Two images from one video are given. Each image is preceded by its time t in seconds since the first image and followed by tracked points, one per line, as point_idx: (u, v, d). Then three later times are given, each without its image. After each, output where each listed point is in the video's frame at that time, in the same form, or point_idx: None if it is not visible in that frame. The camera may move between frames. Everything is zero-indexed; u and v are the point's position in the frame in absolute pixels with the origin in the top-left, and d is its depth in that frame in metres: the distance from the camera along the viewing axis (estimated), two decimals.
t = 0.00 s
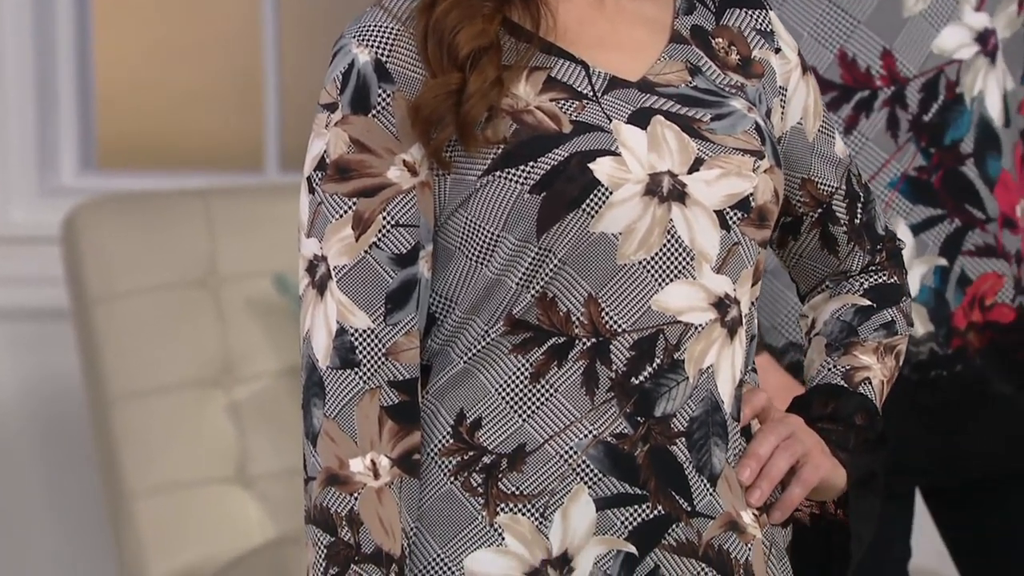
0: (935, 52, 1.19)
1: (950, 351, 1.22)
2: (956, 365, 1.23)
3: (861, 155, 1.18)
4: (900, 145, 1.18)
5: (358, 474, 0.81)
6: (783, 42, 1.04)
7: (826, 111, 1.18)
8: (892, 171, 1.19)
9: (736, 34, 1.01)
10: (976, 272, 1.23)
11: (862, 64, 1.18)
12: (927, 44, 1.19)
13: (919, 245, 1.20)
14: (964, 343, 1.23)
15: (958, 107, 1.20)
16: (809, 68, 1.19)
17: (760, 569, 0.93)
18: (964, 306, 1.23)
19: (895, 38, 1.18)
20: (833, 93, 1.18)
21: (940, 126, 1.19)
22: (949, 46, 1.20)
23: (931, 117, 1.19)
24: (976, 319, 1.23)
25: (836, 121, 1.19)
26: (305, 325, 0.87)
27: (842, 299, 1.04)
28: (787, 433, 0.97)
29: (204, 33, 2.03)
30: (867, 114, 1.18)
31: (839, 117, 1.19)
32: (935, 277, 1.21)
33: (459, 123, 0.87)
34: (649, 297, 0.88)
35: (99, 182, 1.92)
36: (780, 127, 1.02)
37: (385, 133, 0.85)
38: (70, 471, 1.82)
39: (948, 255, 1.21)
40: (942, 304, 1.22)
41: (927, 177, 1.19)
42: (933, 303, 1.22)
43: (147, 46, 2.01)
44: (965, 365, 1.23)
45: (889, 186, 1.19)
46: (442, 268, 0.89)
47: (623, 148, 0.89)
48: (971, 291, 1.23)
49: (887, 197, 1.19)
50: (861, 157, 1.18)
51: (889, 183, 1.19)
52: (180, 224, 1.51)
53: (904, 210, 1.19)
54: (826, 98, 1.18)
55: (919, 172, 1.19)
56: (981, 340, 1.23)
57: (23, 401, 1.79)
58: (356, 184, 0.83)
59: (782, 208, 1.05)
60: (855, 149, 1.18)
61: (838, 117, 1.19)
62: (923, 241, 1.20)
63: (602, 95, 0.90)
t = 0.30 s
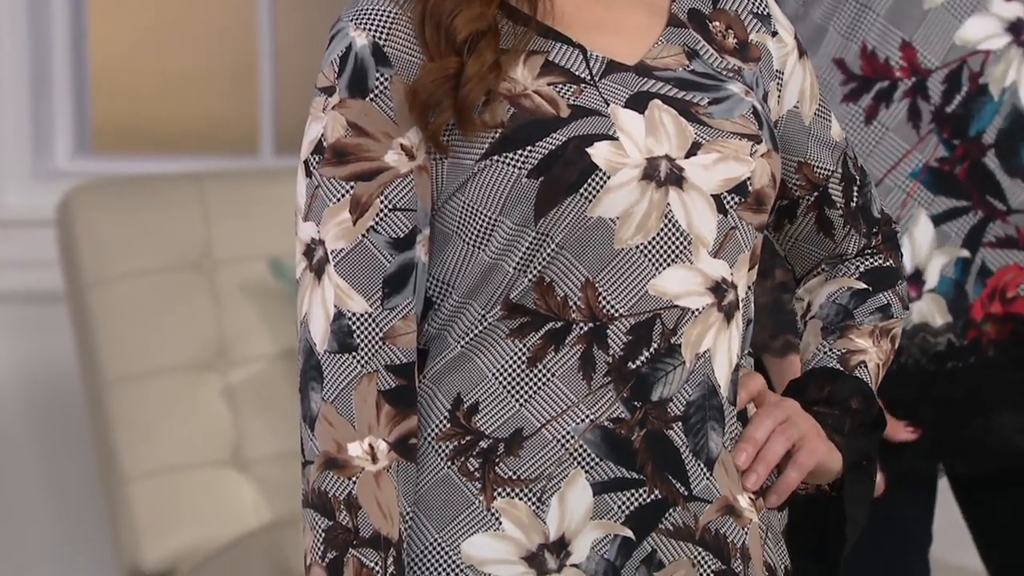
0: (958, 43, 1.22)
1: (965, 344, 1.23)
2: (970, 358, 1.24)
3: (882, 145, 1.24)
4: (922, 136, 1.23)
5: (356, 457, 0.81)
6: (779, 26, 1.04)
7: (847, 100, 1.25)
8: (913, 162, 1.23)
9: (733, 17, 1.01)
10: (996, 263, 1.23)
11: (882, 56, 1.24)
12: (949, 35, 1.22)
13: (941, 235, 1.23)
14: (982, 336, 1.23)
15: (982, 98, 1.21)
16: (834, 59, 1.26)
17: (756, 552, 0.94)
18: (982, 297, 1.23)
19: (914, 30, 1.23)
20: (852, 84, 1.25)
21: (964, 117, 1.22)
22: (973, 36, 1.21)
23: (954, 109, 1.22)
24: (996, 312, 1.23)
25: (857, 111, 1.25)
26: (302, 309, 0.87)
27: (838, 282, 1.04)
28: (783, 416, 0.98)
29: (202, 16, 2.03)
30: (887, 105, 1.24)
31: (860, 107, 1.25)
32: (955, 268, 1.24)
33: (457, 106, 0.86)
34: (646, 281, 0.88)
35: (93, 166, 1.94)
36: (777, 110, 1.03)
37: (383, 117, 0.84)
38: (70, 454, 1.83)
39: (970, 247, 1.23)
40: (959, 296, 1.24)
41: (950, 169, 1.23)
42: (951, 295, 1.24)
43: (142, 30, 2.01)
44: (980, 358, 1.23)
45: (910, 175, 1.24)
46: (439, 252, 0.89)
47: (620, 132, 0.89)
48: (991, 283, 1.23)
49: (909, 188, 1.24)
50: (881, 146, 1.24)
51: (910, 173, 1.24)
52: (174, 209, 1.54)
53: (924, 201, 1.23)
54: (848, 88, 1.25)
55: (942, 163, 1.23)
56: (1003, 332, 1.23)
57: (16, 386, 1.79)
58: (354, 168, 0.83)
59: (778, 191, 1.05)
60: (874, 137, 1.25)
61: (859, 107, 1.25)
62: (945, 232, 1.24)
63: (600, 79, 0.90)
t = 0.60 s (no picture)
0: (986, 25, 1.17)
1: (983, 327, 1.21)
2: (989, 341, 1.21)
3: (906, 129, 1.20)
4: (946, 119, 1.19)
5: (348, 442, 0.81)
6: (779, 11, 1.04)
7: (875, 83, 1.21)
8: (937, 145, 1.19)
9: (732, 3, 1.01)
10: None
11: (909, 38, 1.19)
12: (978, 16, 1.17)
13: (960, 219, 1.20)
14: (1003, 320, 1.20)
15: (1011, 81, 1.17)
16: (862, 40, 1.21)
17: (751, 539, 0.94)
18: (1005, 282, 1.20)
19: (942, 12, 1.18)
20: (880, 65, 1.20)
21: (989, 100, 1.18)
22: (1002, 19, 1.16)
23: (980, 92, 1.18)
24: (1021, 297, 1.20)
25: (885, 93, 1.20)
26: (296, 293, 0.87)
27: (839, 268, 1.04)
28: (779, 403, 0.98)
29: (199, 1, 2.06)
30: (913, 87, 1.19)
31: (887, 89, 1.20)
32: (975, 251, 1.20)
33: (451, 91, 0.86)
34: (640, 267, 0.88)
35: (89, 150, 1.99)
36: (775, 96, 1.02)
37: (377, 103, 0.85)
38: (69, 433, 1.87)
39: (991, 231, 1.20)
40: (980, 279, 1.20)
41: (973, 152, 1.19)
42: (969, 278, 1.21)
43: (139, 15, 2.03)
44: (1000, 341, 1.21)
45: (934, 159, 1.19)
46: (434, 238, 0.89)
47: (615, 118, 0.88)
48: (1017, 268, 1.19)
49: (933, 171, 1.19)
50: (905, 129, 1.20)
51: (934, 156, 1.19)
52: (170, 194, 1.56)
53: (946, 183, 1.19)
54: (875, 70, 1.21)
55: (964, 145, 1.18)
56: None
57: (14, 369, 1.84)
58: (347, 152, 0.83)
59: (777, 176, 1.06)
60: (900, 121, 1.20)
61: (887, 90, 1.20)
62: (965, 215, 1.20)
63: (595, 65, 0.90)
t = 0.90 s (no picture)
0: (991, 13, 1.17)
1: (982, 319, 1.20)
2: (987, 333, 1.20)
3: (910, 117, 1.21)
4: (946, 106, 1.20)
5: (345, 427, 0.81)
6: None
7: (881, 70, 1.23)
8: (937, 133, 1.20)
9: None
10: None
11: (916, 25, 1.21)
12: (983, 5, 1.17)
13: (959, 208, 1.20)
14: (1001, 312, 1.20)
15: (1015, 70, 1.16)
16: (869, 26, 1.24)
17: (747, 525, 0.94)
18: (1004, 274, 1.20)
19: None
20: (887, 53, 1.22)
21: (992, 89, 1.17)
22: (1008, 7, 1.16)
23: (982, 80, 1.18)
24: (1021, 289, 1.19)
25: (890, 81, 1.22)
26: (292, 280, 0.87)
27: (835, 254, 1.04)
28: (775, 388, 0.98)
29: None
30: (920, 75, 1.21)
31: (893, 77, 1.22)
32: (973, 241, 1.21)
33: (448, 78, 0.86)
34: (637, 253, 0.88)
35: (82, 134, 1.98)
36: (771, 83, 1.02)
37: (374, 87, 0.85)
38: (64, 423, 1.89)
39: (991, 221, 1.20)
40: (979, 270, 1.21)
41: (974, 140, 1.19)
42: (967, 269, 1.21)
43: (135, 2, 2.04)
44: (998, 334, 1.20)
45: (935, 147, 1.21)
46: (430, 223, 0.89)
47: (612, 104, 0.88)
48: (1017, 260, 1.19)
49: (933, 159, 1.21)
50: (910, 117, 1.22)
51: (935, 145, 1.21)
52: (167, 176, 1.57)
53: (944, 171, 1.21)
54: (882, 57, 1.23)
55: (964, 134, 1.19)
56: None
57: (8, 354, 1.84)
58: (343, 138, 0.83)
59: (773, 163, 1.06)
60: (904, 109, 1.22)
61: (893, 77, 1.23)
62: (963, 205, 1.20)
63: (592, 50, 0.90)
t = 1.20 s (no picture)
0: None
1: (973, 306, 1.24)
2: (978, 321, 1.24)
3: (915, 102, 1.24)
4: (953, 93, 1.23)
5: (350, 412, 0.81)
6: None
7: (889, 54, 1.25)
8: (943, 119, 1.23)
9: None
10: (1017, 227, 1.22)
11: (928, 12, 1.24)
12: None
13: (954, 194, 1.24)
14: (992, 299, 1.23)
15: (1017, 55, 1.20)
16: (877, 11, 1.26)
17: (746, 509, 0.93)
18: (997, 261, 1.23)
19: None
20: (897, 37, 1.25)
21: (995, 74, 1.21)
22: None
23: (986, 65, 1.22)
24: (1012, 277, 1.23)
25: (897, 66, 1.25)
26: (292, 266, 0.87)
27: (822, 241, 1.05)
28: (771, 373, 0.99)
29: None
30: (926, 61, 1.24)
31: (900, 63, 1.24)
32: (967, 228, 1.24)
33: (450, 64, 0.86)
34: (637, 239, 0.88)
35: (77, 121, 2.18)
36: (763, 69, 1.04)
37: (375, 74, 0.85)
38: (61, 394, 2.08)
39: (986, 208, 1.23)
40: (972, 257, 1.24)
41: (973, 126, 1.23)
42: (960, 256, 1.24)
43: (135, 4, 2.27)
44: (989, 321, 1.24)
45: (939, 134, 1.23)
46: (430, 210, 0.89)
47: (612, 91, 0.89)
48: (1011, 246, 1.23)
49: (937, 146, 1.24)
50: (915, 103, 1.24)
51: (939, 132, 1.24)
52: (164, 163, 1.74)
53: (943, 158, 1.24)
54: (891, 42, 1.25)
55: (965, 119, 1.23)
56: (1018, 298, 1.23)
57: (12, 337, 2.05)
58: (343, 125, 0.84)
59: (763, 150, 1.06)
60: (909, 95, 1.24)
61: (899, 62, 1.25)
62: (959, 191, 1.24)
63: (591, 37, 0.90)
